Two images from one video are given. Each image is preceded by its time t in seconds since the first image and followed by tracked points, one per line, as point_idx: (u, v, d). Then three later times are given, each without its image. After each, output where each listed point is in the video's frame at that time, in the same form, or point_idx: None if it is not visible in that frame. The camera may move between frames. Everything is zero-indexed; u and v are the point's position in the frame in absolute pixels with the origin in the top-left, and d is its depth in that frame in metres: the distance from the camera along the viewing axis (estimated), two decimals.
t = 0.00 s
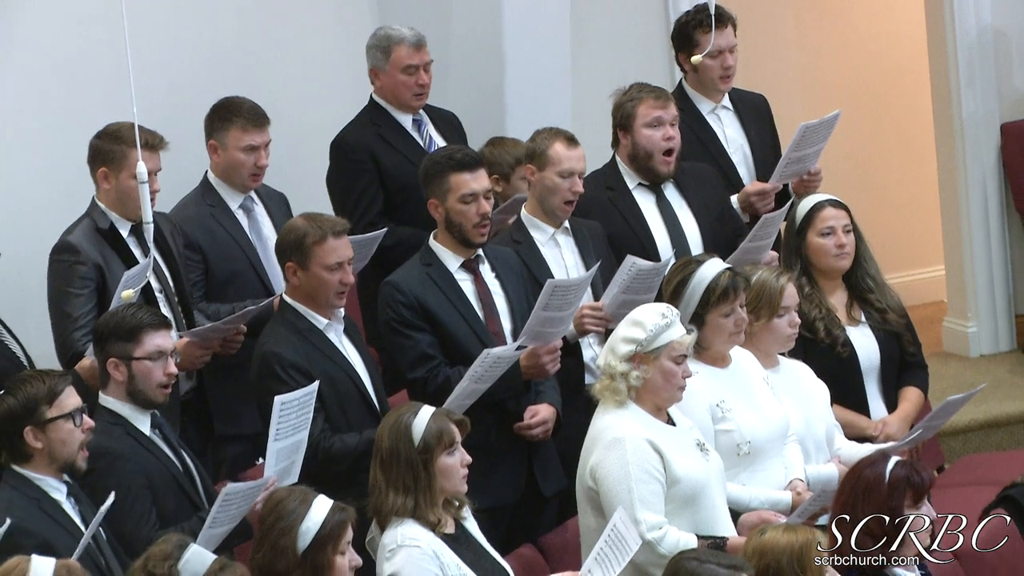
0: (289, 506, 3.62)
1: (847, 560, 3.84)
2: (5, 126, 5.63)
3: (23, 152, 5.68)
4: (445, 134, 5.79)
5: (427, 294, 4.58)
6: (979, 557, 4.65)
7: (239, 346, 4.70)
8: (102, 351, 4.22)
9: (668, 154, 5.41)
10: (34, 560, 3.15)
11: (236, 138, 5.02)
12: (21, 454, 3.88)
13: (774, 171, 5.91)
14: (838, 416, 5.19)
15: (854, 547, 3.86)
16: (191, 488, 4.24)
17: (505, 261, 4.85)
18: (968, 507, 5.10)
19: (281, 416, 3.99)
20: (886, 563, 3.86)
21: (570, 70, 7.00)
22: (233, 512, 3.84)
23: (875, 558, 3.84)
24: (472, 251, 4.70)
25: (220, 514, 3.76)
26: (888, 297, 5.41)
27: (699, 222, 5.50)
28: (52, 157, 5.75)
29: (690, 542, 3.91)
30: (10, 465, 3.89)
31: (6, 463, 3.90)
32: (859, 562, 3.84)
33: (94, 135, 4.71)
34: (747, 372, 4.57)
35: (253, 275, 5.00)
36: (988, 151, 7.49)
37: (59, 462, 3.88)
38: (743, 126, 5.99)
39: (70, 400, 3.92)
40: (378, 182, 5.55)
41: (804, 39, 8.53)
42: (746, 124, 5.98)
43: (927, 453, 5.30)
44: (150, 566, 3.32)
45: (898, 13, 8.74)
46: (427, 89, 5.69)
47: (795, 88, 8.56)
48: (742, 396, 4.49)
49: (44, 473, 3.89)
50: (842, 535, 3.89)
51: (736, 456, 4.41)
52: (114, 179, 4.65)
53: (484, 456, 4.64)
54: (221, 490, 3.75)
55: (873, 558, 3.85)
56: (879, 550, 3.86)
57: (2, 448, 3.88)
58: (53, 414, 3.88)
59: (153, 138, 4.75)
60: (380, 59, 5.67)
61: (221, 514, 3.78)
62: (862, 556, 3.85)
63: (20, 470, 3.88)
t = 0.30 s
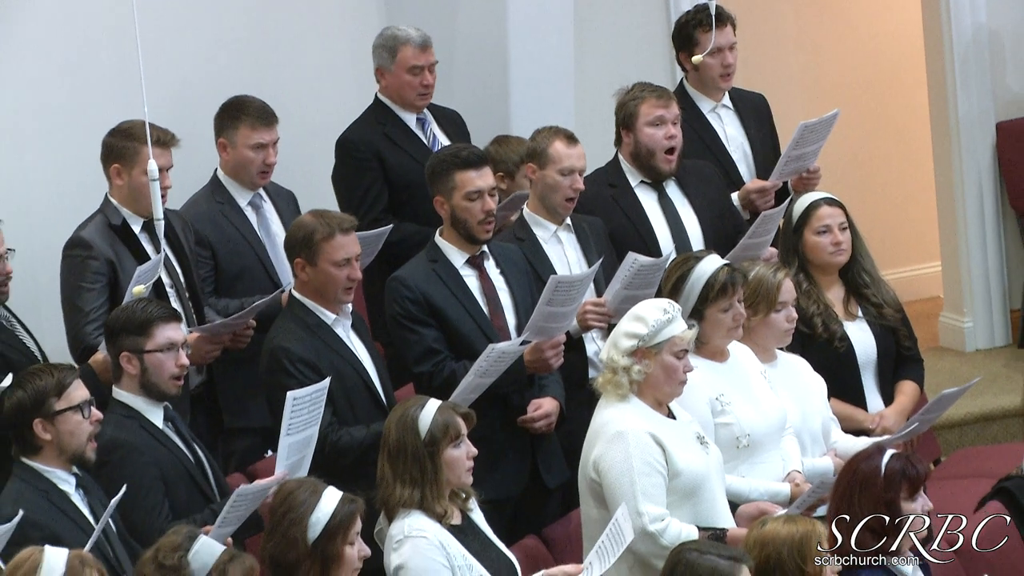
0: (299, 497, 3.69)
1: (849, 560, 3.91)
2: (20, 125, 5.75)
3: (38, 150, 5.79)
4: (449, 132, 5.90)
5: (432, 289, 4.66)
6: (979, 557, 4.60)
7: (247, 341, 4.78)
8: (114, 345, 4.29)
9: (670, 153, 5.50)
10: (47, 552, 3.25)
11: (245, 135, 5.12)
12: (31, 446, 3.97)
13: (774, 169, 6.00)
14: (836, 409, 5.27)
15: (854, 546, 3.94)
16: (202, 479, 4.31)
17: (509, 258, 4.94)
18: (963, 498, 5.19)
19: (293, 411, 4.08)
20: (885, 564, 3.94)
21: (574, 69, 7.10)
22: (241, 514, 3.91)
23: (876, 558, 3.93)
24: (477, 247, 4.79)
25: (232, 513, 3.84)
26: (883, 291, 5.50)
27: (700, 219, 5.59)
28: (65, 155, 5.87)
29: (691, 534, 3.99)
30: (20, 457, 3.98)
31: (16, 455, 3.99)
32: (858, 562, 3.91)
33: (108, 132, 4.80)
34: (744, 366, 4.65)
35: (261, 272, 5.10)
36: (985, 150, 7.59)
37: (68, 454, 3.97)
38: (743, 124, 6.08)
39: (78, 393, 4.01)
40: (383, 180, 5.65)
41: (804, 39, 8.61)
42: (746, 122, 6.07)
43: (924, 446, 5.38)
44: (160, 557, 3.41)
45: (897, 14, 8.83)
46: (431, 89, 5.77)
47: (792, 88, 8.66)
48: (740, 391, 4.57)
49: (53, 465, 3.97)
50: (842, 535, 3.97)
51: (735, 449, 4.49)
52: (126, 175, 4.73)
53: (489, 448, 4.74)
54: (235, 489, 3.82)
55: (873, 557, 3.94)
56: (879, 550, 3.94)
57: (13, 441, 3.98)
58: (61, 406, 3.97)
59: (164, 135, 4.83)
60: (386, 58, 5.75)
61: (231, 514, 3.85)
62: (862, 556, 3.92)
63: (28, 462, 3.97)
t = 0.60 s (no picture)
0: (309, 489, 3.78)
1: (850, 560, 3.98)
2: (35, 123, 5.89)
3: (54, 148, 5.94)
4: (453, 131, 5.99)
5: (438, 285, 4.76)
6: (980, 557, 4.72)
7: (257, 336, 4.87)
8: (125, 341, 4.37)
9: (672, 152, 5.59)
10: (60, 543, 3.31)
11: (254, 134, 5.25)
12: (43, 438, 4.05)
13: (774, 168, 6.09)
14: (834, 403, 5.37)
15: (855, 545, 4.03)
16: (213, 471, 4.39)
17: (513, 254, 5.03)
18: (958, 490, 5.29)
19: (302, 406, 4.16)
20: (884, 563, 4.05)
21: (577, 69, 7.20)
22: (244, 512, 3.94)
23: (876, 557, 4.02)
24: (482, 244, 4.88)
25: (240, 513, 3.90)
26: (879, 288, 5.58)
27: (701, 216, 5.68)
28: (77, 152, 6.00)
29: (692, 525, 4.08)
30: (33, 450, 4.07)
31: (29, 448, 4.08)
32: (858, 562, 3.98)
33: (121, 131, 4.92)
34: (740, 361, 4.73)
35: (270, 268, 5.20)
36: (981, 147, 7.71)
37: (80, 446, 4.05)
38: (742, 124, 6.16)
39: (88, 385, 4.09)
40: (388, 178, 5.73)
41: (805, 40, 8.70)
42: (746, 121, 6.16)
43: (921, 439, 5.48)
44: (168, 548, 3.50)
45: (896, 14, 8.94)
46: (435, 88, 5.87)
47: (794, 87, 8.72)
48: (737, 385, 4.66)
49: (65, 458, 4.06)
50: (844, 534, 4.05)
51: (732, 442, 4.58)
52: (139, 173, 4.85)
53: (493, 440, 4.84)
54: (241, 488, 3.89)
55: (873, 558, 4.02)
56: (879, 550, 4.04)
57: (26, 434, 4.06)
58: (73, 399, 4.06)
59: (177, 133, 4.92)
60: (390, 58, 5.86)
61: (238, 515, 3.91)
62: (862, 557, 4.00)
63: (41, 454, 4.06)
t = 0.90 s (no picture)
0: (317, 480, 3.85)
1: (851, 560, 4.10)
2: (44, 125, 6.02)
3: (63, 150, 6.07)
4: (456, 130, 6.09)
5: (443, 281, 4.85)
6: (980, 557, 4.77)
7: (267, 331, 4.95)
8: (138, 336, 4.45)
9: (672, 151, 5.68)
10: (71, 534, 3.38)
11: (263, 133, 5.36)
12: (57, 430, 4.14)
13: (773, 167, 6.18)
14: (833, 397, 5.46)
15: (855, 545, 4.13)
16: (222, 464, 4.47)
17: (519, 250, 5.13)
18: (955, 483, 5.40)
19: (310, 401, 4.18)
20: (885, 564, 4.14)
21: (580, 69, 7.31)
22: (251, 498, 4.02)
23: (876, 558, 4.12)
24: (487, 241, 4.98)
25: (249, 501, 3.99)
26: (876, 284, 5.69)
27: (701, 214, 5.78)
28: (89, 151, 6.13)
29: (691, 517, 4.17)
30: (46, 442, 4.16)
31: (42, 440, 4.17)
32: (859, 562, 4.10)
33: (133, 130, 5.04)
34: (737, 355, 4.82)
35: (279, 265, 5.31)
36: (977, 145, 7.82)
37: (93, 437, 4.15)
38: (742, 122, 6.25)
39: (101, 377, 4.20)
40: (393, 175, 5.83)
41: (803, 39, 8.80)
42: (745, 120, 6.25)
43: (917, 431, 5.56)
44: (177, 540, 3.57)
45: (894, 14, 9.06)
46: (439, 87, 5.97)
47: (792, 86, 8.81)
48: (733, 379, 4.75)
49: (78, 449, 4.15)
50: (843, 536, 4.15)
51: (728, 435, 4.67)
52: (151, 171, 4.97)
53: (497, 432, 4.95)
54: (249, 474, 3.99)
55: (873, 558, 4.13)
56: (879, 550, 4.13)
57: (40, 425, 4.16)
58: (87, 391, 4.16)
59: (188, 133, 5.06)
60: (394, 58, 5.96)
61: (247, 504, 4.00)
62: (862, 557, 4.11)
63: (54, 446, 4.15)
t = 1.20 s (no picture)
0: (321, 473, 3.90)
1: (848, 560, 4.12)
2: (49, 129, 6.20)
3: (69, 153, 6.26)
4: (459, 129, 6.18)
5: (448, 277, 4.95)
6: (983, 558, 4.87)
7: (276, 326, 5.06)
8: (150, 331, 4.49)
9: (672, 150, 5.78)
10: (81, 527, 3.38)
11: (271, 131, 5.55)
12: (68, 423, 4.21)
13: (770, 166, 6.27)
14: (835, 392, 5.56)
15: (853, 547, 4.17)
16: (230, 459, 4.50)
17: (522, 247, 5.23)
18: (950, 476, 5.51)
19: (317, 395, 4.21)
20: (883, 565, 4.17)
21: (581, 69, 7.43)
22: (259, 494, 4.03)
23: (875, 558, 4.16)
24: (492, 238, 5.08)
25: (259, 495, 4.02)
26: (876, 279, 5.78)
27: (700, 211, 5.87)
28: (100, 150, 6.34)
29: (691, 509, 4.26)
30: (57, 434, 4.23)
31: (53, 433, 4.24)
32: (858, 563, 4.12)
33: (145, 129, 5.21)
34: (732, 351, 4.90)
35: (286, 261, 5.52)
36: (971, 143, 7.94)
37: (103, 431, 4.23)
38: (740, 121, 6.34)
39: (112, 371, 4.27)
40: (398, 173, 5.92)
41: (800, 41, 8.90)
42: (742, 119, 6.34)
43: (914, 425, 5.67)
44: (185, 532, 3.58)
45: (890, 15, 9.13)
46: (440, 84, 6.06)
47: (789, 87, 8.91)
48: (728, 374, 4.83)
49: (88, 442, 4.22)
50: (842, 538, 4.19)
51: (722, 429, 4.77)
52: (162, 168, 5.13)
53: (502, 425, 5.06)
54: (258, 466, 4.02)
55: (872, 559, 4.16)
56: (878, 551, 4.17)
57: (51, 418, 4.22)
58: (99, 385, 4.23)
59: (199, 132, 5.22)
60: (395, 59, 6.04)
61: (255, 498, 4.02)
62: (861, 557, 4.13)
63: (65, 439, 4.22)
